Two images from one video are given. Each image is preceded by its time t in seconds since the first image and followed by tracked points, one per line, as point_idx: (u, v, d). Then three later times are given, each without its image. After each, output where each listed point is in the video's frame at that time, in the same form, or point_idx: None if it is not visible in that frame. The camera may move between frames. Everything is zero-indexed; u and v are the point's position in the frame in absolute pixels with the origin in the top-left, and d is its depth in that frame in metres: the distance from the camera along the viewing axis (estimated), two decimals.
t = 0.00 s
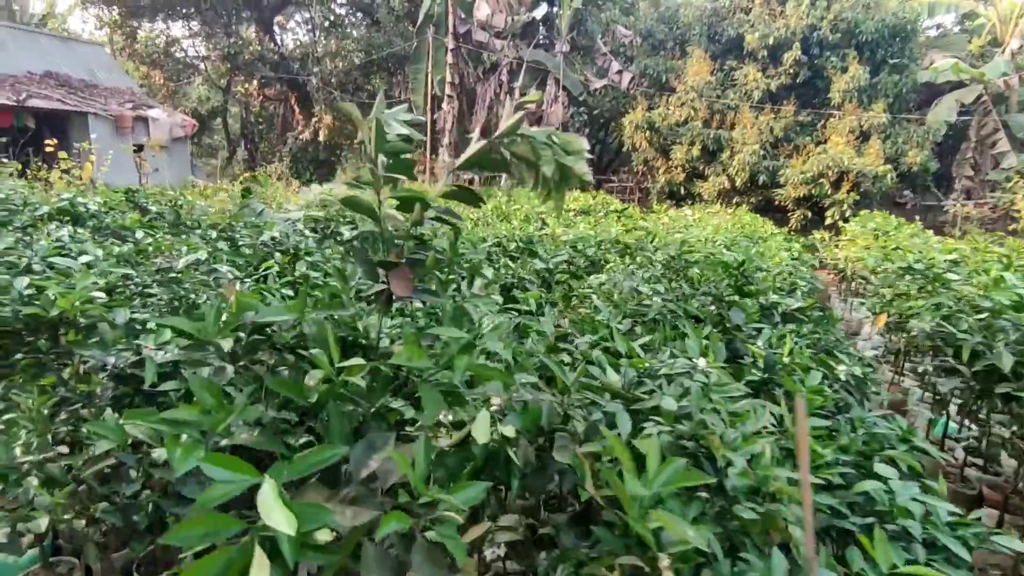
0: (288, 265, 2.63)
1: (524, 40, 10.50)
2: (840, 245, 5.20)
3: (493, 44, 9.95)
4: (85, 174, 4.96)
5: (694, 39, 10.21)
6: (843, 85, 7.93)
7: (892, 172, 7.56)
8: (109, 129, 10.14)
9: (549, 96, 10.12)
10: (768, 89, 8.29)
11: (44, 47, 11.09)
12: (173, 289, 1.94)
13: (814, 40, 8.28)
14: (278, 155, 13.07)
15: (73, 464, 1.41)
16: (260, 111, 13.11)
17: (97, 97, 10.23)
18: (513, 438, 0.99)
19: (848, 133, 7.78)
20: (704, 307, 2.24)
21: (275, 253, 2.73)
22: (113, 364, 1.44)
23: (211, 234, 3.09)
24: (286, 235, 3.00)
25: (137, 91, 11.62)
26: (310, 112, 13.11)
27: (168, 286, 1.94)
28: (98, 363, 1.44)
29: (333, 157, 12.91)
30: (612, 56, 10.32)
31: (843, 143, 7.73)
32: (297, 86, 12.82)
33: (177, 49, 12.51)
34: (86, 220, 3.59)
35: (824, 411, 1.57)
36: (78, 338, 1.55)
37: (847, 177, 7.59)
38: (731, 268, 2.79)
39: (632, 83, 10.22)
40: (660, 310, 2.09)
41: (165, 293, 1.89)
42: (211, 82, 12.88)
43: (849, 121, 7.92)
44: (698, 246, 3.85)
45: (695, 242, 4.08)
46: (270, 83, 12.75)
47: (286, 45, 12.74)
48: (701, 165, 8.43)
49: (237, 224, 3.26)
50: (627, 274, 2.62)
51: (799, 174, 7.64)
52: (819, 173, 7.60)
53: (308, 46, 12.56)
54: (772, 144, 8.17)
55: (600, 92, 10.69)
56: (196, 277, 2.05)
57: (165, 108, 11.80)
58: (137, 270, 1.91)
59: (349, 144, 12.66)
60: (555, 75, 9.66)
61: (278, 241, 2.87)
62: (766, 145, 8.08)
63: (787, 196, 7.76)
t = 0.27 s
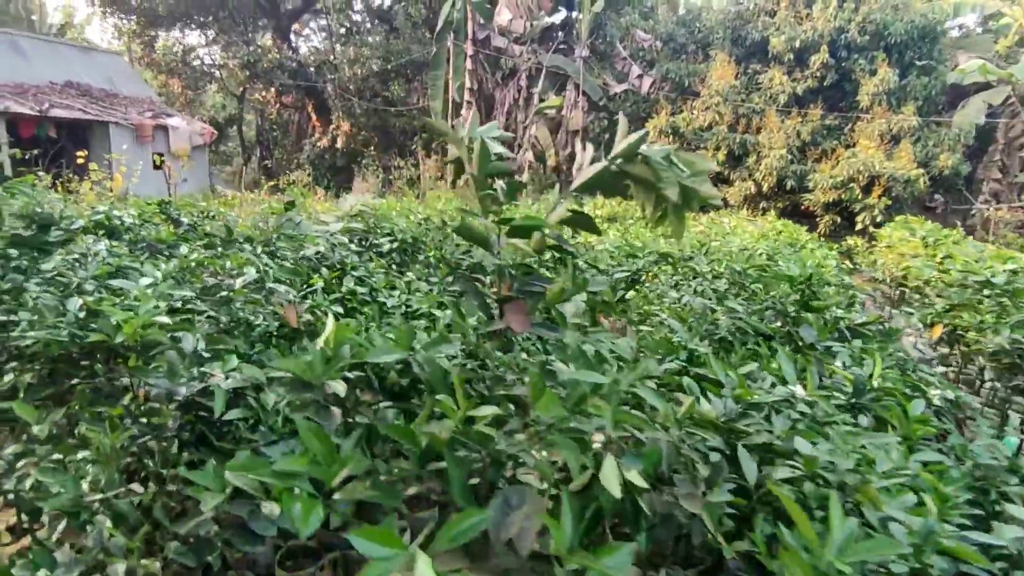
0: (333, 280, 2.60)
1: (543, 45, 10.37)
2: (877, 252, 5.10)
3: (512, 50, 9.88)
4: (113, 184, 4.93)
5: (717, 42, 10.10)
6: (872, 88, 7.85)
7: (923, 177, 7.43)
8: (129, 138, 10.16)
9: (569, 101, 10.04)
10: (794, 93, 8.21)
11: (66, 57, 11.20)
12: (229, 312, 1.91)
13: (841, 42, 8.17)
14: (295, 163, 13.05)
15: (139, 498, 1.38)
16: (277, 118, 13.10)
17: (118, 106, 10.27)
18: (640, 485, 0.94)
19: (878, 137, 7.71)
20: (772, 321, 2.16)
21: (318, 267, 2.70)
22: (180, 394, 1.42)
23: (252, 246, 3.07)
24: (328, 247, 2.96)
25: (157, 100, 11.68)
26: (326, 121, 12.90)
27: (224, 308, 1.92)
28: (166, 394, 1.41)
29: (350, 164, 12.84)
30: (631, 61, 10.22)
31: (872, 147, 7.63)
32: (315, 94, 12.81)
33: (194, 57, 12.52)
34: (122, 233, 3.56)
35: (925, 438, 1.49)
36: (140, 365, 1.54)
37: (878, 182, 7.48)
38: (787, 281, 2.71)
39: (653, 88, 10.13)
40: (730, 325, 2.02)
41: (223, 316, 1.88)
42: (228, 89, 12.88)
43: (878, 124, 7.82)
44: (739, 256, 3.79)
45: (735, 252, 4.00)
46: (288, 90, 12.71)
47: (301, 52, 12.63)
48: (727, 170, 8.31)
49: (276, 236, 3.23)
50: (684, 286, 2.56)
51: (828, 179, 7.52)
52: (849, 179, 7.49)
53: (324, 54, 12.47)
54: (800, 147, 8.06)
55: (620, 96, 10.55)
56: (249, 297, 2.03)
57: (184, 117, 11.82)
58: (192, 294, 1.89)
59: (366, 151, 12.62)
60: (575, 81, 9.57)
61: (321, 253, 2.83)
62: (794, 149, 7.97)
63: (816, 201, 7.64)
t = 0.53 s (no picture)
0: (370, 292, 2.55)
1: (561, 50, 10.27)
2: (915, 257, 4.96)
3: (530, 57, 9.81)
4: (139, 195, 4.91)
5: (739, 46, 9.98)
6: (901, 89, 7.78)
7: (956, 180, 7.26)
8: (149, 148, 10.22)
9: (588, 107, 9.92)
10: (821, 96, 8.10)
11: (89, 70, 11.37)
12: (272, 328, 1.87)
13: (868, 44, 8.06)
14: (312, 171, 13.04)
15: (189, 528, 1.32)
16: (294, 127, 13.10)
17: (138, 116, 10.35)
18: (756, 526, 0.99)
19: (908, 139, 7.60)
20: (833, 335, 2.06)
21: (354, 279, 2.64)
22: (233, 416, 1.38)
23: (284, 257, 3.03)
24: (362, 257, 2.92)
25: (176, 110, 11.77)
26: (344, 128, 12.91)
27: (268, 323, 1.88)
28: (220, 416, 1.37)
29: (367, 172, 12.80)
30: (651, 66, 10.10)
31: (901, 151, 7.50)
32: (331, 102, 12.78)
33: (212, 67, 12.59)
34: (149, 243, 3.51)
35: None
36: (186, 385, 1.48)
37: (909, 187, 7.31)
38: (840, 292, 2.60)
39: (674, 93, 10.03)
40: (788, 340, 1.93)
41: (267, 332, 1.83)
42: (245, 98, 12.90)
43: (907, 126, 7.71)
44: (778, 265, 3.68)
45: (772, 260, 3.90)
46: (305, 99, 12.63)
47: (317, 61, 12.57)
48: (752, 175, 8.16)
49: (307, 246, 3.18)
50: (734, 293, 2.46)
51: (857, 184, 7.38)
52: (878, 183, 7.32)
53: (341, 63, 12.43)
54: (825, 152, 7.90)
55: (639, 101, 10.41)
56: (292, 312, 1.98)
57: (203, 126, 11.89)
58: (236, 308, 1.84)
59: (383, 159, 12.57)
60: (593, 86, 9.45)
61: (356, 263, 2.78)
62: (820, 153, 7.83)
63: (846, 206, 7.47)
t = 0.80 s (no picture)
0: (395, 298, 2.43)
1: (574, 53, 10.15)
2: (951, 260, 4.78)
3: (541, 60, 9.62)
4: (153, 202, 4.83)
5: (756, 47, 9.83)
6: (927, 88, 7.69)
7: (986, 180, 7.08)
8: (162, 155, 10.18)
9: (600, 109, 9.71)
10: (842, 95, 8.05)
11: (103, 79, 11.40)
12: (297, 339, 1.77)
13: (892, 42, 7.96)
14: (324, 177, 12.95)
15: (215, 562, 1.22)
16: (305, 133, 13.04)
17: (150, 124, 10.32)
18: None
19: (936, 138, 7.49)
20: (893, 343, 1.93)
21: (379, 285, 2.52)
22: (265, 439, 1.27)
23: (303, 265, 2.92)
24: (384, 262, 2.80)
25: (189, 118, 11.76)
26: (354, 134, 12.74)
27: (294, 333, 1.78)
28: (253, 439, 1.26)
29: (379, 178, 12.69)
30: (666, 67, 9.92)
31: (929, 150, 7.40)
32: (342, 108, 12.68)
33: (224, 74, 12.58)
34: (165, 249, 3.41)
35: None
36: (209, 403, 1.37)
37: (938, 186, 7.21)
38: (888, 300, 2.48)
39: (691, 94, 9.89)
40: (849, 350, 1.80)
41: (292, 343, 1.73)
42: (256, 105, 12.86)
43: (935, 125, 7.59)
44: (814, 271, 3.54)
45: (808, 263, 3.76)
46: (316, 105, 12.51)
47: (328, 67, 12.47)
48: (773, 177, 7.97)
49: (327, 252, 3.07)
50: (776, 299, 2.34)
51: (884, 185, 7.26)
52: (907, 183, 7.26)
53: (353, 69, 12.33)
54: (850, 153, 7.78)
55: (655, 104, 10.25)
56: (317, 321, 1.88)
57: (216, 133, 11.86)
58: (261, 319, 1.73)
59: (395, 164, 12.47)
60: (607, 88, 9.29)
61: (378, 269, 2.66)
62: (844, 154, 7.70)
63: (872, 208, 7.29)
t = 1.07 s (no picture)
0: (413, 314, 2.29)
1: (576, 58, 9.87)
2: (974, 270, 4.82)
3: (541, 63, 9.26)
4: (152, 212, 4.69)
5: (763, 49, 9.73)
6: (940, 89, 7.98)
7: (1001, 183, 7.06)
8: (161, 164, 10.04)
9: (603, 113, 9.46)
10: (852, 98, 8.20)
11: (101, 86, 11.26)
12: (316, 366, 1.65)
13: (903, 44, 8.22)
14: (324, 185, 12.83)
15: None
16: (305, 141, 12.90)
17: (150, 132, 10.19)
18: None
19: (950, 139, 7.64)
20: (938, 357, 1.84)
21: (396, 301, 2.37)
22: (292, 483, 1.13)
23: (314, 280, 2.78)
24: (400, 273, 2.67)
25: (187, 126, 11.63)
26: (356, 140, 12.70)
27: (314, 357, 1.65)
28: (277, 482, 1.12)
29: (380, 186, 12.54)
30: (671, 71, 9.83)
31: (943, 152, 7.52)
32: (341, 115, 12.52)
33: (223, 82, 12.46)
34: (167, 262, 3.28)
35: None
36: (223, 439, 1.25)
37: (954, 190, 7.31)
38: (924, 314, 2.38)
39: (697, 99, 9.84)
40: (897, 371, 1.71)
41: (310, 368, 1.60)
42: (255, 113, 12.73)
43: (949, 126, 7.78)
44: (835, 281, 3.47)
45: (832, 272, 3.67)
46: (316, 113, 12.36)
47: (328, 74, 12.34)
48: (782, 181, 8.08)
49: (337, 264, 2.94)
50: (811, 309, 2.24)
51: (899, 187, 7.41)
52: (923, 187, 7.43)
53: (352, 75, 12.15)
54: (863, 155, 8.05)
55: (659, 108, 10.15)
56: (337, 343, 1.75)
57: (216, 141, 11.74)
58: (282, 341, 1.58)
59: (396, 171, 12.33)
60: (610, 93, 9.16)
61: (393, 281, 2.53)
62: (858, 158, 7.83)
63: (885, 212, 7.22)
